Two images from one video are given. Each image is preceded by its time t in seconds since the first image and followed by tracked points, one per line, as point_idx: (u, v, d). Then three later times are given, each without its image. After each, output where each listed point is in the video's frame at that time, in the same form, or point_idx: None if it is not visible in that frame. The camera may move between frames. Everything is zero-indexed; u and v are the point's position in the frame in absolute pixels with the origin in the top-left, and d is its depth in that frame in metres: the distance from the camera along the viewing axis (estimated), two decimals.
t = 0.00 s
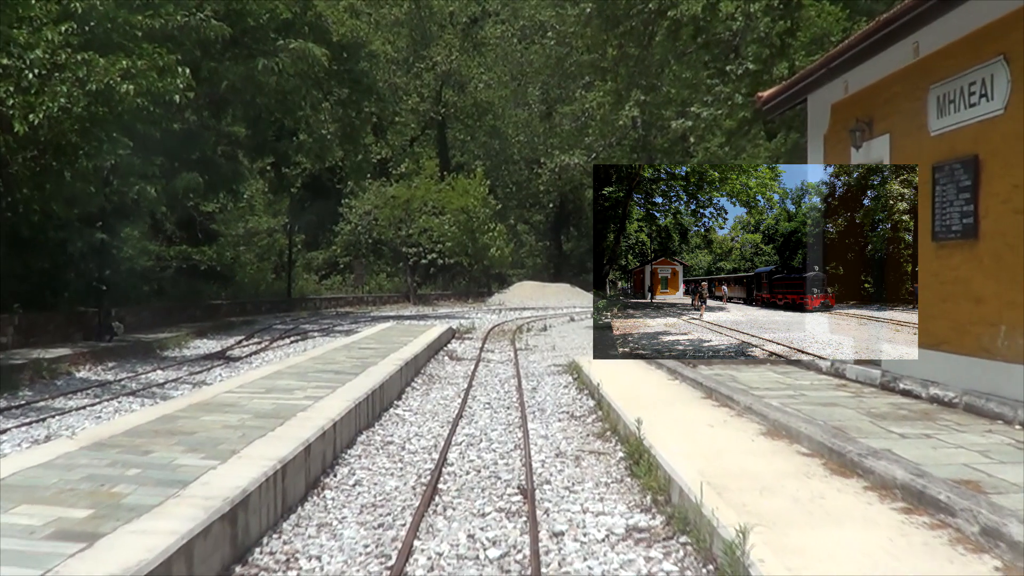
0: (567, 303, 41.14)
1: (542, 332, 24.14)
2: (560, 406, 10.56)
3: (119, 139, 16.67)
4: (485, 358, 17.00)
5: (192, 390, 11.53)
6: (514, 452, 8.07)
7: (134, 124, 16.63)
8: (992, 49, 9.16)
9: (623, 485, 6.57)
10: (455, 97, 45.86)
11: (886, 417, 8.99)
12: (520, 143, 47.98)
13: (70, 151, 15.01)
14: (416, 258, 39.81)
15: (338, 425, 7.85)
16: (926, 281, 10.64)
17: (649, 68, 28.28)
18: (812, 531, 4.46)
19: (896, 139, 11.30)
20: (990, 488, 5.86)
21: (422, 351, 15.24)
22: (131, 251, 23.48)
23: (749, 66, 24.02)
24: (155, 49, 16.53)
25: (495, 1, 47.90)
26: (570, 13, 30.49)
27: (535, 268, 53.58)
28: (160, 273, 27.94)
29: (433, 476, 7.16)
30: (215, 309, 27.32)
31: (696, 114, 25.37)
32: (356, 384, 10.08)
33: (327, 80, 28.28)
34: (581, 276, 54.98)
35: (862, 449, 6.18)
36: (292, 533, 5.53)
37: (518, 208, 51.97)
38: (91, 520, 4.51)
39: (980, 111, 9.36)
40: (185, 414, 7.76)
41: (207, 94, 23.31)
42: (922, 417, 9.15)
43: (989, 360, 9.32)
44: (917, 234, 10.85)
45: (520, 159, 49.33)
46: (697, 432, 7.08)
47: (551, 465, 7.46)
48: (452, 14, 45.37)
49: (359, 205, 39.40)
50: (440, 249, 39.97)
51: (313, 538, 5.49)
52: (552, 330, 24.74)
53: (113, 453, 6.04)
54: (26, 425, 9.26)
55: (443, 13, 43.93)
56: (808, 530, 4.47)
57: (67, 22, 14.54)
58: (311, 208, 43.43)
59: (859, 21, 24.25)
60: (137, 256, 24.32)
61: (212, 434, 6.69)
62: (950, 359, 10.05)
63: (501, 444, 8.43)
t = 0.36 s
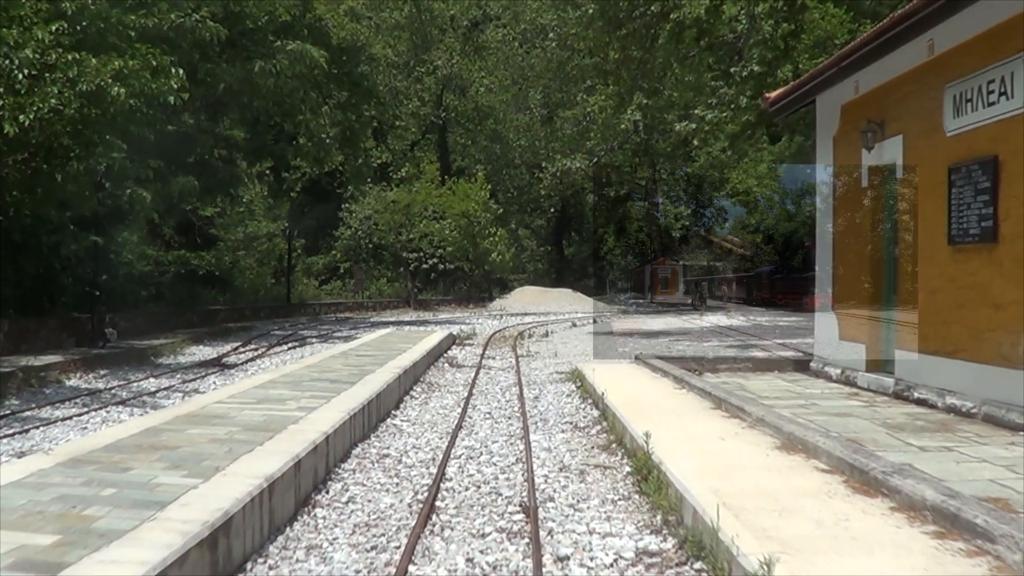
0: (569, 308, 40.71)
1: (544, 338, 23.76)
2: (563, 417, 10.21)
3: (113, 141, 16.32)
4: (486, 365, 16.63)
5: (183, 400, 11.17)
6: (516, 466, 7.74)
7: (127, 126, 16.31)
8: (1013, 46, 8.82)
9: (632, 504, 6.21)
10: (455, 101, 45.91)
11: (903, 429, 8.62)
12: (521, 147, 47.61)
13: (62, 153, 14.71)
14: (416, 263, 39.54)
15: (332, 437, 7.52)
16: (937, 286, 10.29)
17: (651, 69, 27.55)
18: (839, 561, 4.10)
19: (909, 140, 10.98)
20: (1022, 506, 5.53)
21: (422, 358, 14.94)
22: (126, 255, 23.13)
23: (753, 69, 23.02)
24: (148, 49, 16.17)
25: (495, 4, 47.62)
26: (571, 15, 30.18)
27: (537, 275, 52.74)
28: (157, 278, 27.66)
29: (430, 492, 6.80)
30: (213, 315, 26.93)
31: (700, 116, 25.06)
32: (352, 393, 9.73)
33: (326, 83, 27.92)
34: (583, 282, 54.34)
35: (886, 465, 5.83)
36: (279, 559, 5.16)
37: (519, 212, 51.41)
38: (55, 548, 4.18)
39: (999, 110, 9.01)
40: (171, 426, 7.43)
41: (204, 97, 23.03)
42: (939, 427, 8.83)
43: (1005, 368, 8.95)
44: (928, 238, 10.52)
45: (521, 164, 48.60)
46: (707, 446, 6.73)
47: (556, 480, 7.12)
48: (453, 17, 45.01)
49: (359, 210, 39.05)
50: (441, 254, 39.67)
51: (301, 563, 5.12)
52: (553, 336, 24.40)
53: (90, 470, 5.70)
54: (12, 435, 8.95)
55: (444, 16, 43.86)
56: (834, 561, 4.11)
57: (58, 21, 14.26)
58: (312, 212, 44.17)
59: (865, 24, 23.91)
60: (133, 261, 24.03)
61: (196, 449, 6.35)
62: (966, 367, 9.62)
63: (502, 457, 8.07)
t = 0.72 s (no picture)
0: (569, 313, 40.31)
1: (544, 343, 23.43)
2: (564, 425, 9.84)
3: (104, 141, 16.00)
4: (485, 371, 16.24)
5: (173, 406, 10.80)
6: (515, 479, 7.38)
7: (119, 125, 15.95)
8: None
9: (638, 523, 5.85)
10: (455, 103, 45.76)
11: (920, 440, 8.26)
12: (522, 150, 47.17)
13: (51, 154, 14.33)
14: (416, 266, 39.30)
15: (323, 448, 7.16)
16: (952, 290, 9.89)
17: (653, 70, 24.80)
18: None
19: (924, 140, 10.60)
20: None
21: (420, 364, 14.63)
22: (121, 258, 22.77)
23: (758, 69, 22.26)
24: (140, 47, 15.83)
25: (495, 6, 47.45)
26: (573, 16, 29.77)
27: (537, 278, 51.92)
28: (154, 281, 27.36)
29: (426, 507, 6.44)
30: (208, 318, 26.53)
31: (705, 118, 24.73)
32: (346, 400, 9.37)
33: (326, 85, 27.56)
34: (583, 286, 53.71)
35: (910, 481, 5.48)
36: None
37: (519, 216, 50.67)
38: None
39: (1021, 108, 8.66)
40: (154, 436, 7.07)
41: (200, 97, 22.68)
42: (955, 437, 8.49)
43: None
44: (943, 240, 10.14)
45: (521, 167, 47.93)
46: (717, 460, 6.37)
47: (557, 494, 6.77)
48: (453, 20, 45.44)
49: (358, 211, 38.78)
50: (440, 257, 39.43)
51: None
52: (553, 341, 24.11)
53: (61, 485, 5.34)
54: None
55: (445, 19, 44.41)
56: None
57: (47, 17, 13.95)
58: (310, 216, 43.29)
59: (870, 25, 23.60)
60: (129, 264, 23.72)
61: (177, 462, 6.01)
62: (983, 374, 9.23)
63: (501, 469, 7.71)
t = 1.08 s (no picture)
0: (570, 314, 39.85)
1: (545, 344, 23.04)
2: (566, 431, 9.50)
3: (96, 137, 15.64)
4: (485, 374, 15.85)
5: (161, 411, 10.42)
6: (516, 489, 7.02)
7: (111, 121, 15.60)
8: None
9: (648, 539, 5.50)
10: (456, 102, 45.50)
11: (938, 448, 7.91)
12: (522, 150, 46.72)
13: (40, 151, 14.08)
14: (416, 266, 38.91)
15: (314, 457, 6.81)
16: (969, 292, 9.55)
17: (656, 70, 24.37)
18: None
19: (939, 137, 10.26)
20: None
21: (418, 367, 14.26)
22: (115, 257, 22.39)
23: (763, 67, 21.82)
24: (133, 41, 15.46)
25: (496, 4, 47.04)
26: (575, 14, 29.32)
27: (538, 279, 51.31)
28: (151, 280, 26.99)
29: (422, 520, 6.09)
30: (205, 318, 26.15)
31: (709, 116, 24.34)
32: (340, 405, 9.01)
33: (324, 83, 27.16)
34: (584, 286, 53.17)
35: (938, 496, 5.13)
36: None
37: (520, 216, 50.09)
38: None
39: None
40: (136, 443, 6.72)
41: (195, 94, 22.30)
42: (975, 446, 8.15)
43: None
44: (959, 241, 9.79)
45: (522, 167, 47.58)
46: (730, 473, 6.03)
47: (560, 506, 6.42)
48: (453, 19, 45.04)
49: (358, 210, 38.39)
50: (440, 257, 39.02)
51: None
52: (554, 342, 23.76)
53: (28, 499, 4.98)
54: None
55: (444, 18, 43.86)
56: None
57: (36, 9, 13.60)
58: (309, 216, 43.52)
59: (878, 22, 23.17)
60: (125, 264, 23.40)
61: (157, 472, 5.65)
62: (1004, 379, 8.85)
63: (501, 478, 7.36)
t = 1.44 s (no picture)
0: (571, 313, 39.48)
1: (546, 343, 22.71)
2: (569, 434, 9.14)
3: (87, 134, 15.24)
4: (486, 374, 15.49)
5: (149, 414, 10.06)
6: (517, 498, 6.65)
7: (102, 117, 15.22)
8: None
9: (658, 556, 5.14)
10: (455, 100, 44.92)
11: (960, 453, 7.54)
12: (522, 148, 46.34)
13: (28, 147, 13.78)
14: (416, 265, 38.58)
15: (304, 466, 6.42)
16: (985, 290, 9.19)
17: (657, 65, 23.58)
18: None
19: (954, 128, 9.90)
20: None
21: (415, 367, 13.89)
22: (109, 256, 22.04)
23: (768, 60, 21.34)
24: (124, 34, 15.01)
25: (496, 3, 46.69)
26: (576, 9, 28.87)
27: (539, 278, 50.74)
28: (148, 279, 26.64)
29: (417, 533, 5.73)
30: (201, 318, 25.80)
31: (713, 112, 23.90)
32: (334, 408, 8.65)
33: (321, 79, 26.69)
34: (585, 285, 52.69)
35: (972, 511, 4.76)
36: None
37: (520, 214, 49.58)
38: None
39: None
40: (115, 451, 6.38)
41: (190, 90, 21.93)
42: (996, 449, 7.80)
43: None
44: (976, 235, 9.42)
45: (523, 165, 47.19)
46: (744, 484, 5.66)
47: (565, 516, 6.07)
48: (453, 16, 44.60)
49: (357, 209, 37.97)
50: (440, 256, 38.66)
51: None
52: (555, 341, 23.42)
53: None
54: None
55: (444, 15, 43.36)
56: None
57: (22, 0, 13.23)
58: (308, 215, 43.42)
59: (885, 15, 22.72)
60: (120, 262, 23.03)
61: (135, 484, 5.31)
62: None
63: (501, 486, 7.00)
